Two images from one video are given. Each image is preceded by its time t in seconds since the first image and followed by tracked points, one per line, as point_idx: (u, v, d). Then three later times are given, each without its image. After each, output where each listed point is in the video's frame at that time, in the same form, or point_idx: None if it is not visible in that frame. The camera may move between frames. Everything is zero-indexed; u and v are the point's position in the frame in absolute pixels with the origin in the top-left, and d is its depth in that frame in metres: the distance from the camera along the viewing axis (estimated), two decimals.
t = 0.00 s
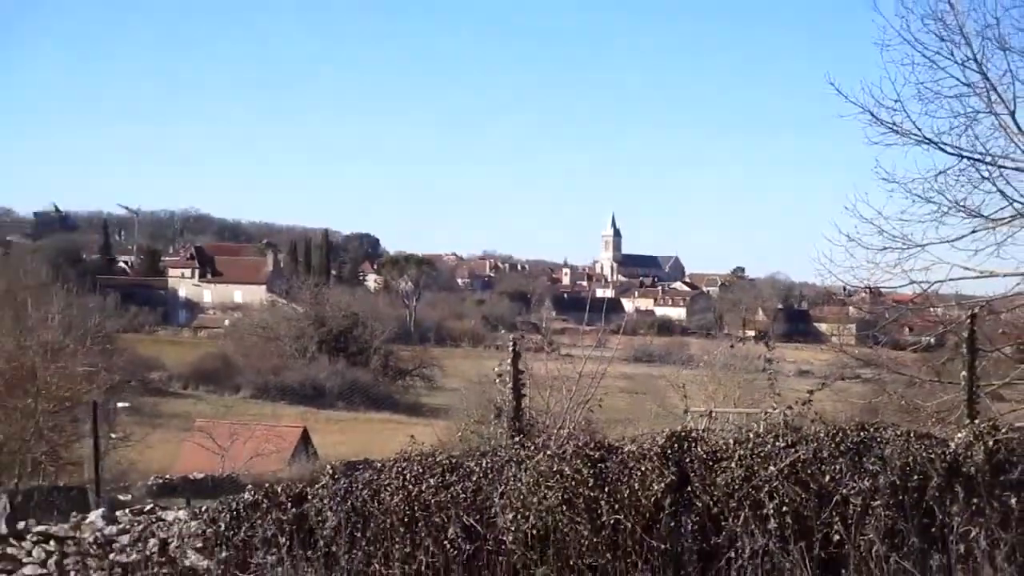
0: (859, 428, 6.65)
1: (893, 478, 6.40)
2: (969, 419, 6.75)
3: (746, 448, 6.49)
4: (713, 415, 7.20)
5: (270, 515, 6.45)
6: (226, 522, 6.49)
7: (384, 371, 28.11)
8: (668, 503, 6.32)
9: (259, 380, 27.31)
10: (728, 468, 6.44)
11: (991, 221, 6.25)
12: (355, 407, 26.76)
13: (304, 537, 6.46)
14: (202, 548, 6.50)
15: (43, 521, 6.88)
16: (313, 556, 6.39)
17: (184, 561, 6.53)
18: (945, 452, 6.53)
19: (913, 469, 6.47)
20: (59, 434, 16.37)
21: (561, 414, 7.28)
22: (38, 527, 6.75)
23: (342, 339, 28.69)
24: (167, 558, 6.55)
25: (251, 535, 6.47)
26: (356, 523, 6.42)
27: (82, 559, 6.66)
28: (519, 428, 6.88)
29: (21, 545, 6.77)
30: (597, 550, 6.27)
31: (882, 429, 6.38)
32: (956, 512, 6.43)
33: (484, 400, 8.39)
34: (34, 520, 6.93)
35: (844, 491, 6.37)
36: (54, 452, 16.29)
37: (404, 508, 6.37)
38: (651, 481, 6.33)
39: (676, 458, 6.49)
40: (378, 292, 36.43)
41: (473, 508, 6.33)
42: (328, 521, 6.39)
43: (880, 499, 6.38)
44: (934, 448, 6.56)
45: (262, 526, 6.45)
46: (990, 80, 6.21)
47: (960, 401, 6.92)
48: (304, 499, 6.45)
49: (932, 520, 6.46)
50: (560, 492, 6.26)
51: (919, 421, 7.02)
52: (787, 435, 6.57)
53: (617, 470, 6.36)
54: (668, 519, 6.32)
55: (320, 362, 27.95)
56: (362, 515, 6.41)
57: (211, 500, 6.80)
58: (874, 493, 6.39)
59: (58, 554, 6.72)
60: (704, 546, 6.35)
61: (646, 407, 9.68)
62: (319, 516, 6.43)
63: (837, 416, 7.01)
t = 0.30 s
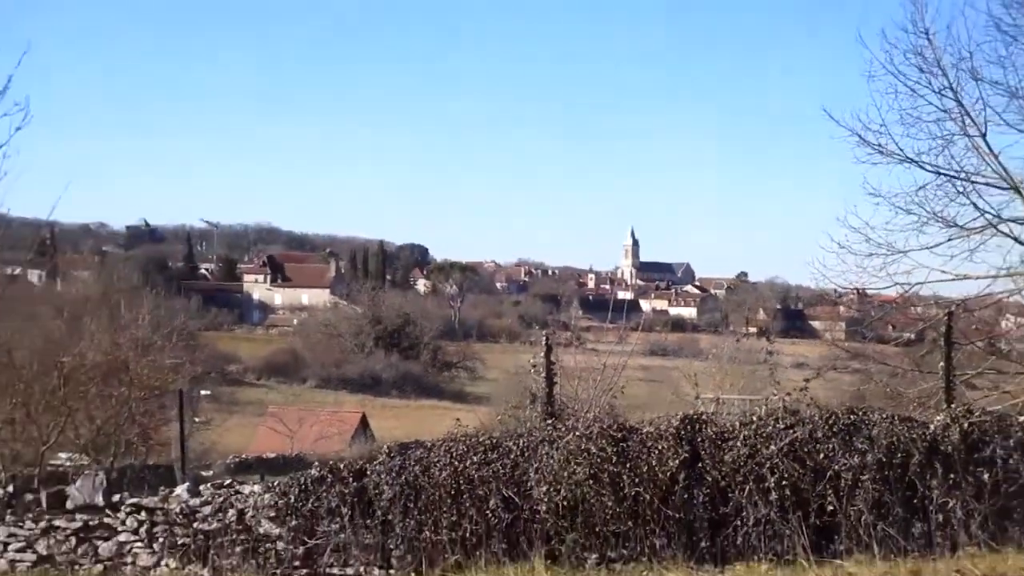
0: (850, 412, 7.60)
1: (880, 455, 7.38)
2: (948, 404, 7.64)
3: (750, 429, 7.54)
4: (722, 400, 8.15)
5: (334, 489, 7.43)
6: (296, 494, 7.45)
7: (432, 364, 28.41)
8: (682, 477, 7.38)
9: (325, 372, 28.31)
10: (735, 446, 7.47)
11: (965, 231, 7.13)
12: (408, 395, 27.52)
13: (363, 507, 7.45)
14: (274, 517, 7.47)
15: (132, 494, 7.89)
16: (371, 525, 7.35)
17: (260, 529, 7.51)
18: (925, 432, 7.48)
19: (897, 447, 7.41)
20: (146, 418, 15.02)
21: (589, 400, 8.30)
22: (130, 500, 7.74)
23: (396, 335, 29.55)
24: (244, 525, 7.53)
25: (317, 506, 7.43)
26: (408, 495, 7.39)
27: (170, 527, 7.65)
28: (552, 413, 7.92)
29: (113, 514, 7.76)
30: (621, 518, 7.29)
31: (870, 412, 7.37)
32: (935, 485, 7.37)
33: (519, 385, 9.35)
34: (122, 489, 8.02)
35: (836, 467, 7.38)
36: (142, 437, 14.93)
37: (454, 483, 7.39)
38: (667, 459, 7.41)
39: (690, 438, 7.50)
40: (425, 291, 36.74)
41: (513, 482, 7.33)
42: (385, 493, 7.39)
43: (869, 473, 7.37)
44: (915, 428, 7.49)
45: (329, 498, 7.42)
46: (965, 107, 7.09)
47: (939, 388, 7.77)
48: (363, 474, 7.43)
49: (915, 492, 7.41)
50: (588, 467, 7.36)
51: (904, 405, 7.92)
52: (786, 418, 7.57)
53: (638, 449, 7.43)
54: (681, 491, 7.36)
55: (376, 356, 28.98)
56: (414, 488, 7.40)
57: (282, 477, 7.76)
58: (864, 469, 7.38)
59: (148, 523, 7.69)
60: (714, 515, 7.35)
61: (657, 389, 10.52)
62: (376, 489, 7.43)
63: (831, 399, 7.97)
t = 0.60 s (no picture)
0: (833, 396, 8.63)
1: (861, 434, 8.33)
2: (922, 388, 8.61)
3: (743, 410, 8.54)
4: (718, 384, 9.16)
5: (371, 464, 8.39)
6: (338, 468, 8.41)
7: (462, 350, 28.47)
8: (682, 454, 8.37)
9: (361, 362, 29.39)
10: (730, 426, 8.48)
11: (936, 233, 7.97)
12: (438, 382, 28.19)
13: (397, 480, 8.41)
14: (318, 489, 8.34)
15: (190, 467, 9.03)
16: (405, 496, 8.28)
17: (306, 500, 8.34)
18: (902, 414, 8.42)
19: (876, 427, 8.36)
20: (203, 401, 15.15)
21: (600, 382, 9.30)
22: (190, 475, 8.74)
23: (426, 327, 30.44)
24: (290, 496, 8.34)
25: (356, 479, 8.37)
26: (438, 469, 8.38)
27: (225, 498, 8.48)
28: (567, 394, 8.95)
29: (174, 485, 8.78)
30: (628, 490, 8.26)
31: (851, 396, 8.36)
32: (910, 462, 8.28)
33: (535, 369, 10.23)
34: (180, 462, 9.20)
35: (821, 444, 8.34)
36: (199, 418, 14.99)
37: (480, 458, 8.42)
38: (669, 437, 8.44)
39: (690, 419, 8.52)
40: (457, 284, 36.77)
41: (532, 458, 8.36)
42: (417, 468, 8.37)
43: (850, 450, 8.31)
44: (893, 410, 8.47)
45: (365, 472, 8.38)
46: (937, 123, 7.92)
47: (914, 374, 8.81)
48: (397, 450, 8.44)
49: (892, 468, 8.31)
50: (598, 444, 8.39)
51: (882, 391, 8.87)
52: (776, 401, 8.58)
53: (642, 428, 8.48)
54: (682, 465, 8.35)
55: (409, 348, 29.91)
56: (442, 462, 8.39)
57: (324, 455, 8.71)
58: (846, 446, 8.33)
59: (205, 494, 8.57)
60: (711, 488, 8.29)
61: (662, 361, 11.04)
62: (409, 464, 8.41)
63: (816, 382, 8.92)
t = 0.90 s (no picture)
0: (821, 366, 9.80)
1: (845, 400, 9.53)
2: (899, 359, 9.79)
3: (741, 379, 9.75)
4: (719, 356, 10.34)
5: (415, 428, 9.60)
6: (384, 431, 9.59)
7: (491, 330, 27.07)
8: (687, 417, 9.59)
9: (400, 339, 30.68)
10: (730, 393, 9.70)
11: (909, 222, 9.06)
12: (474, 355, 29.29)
13: (437, 442, 9.60)
14: (367, 450, 9.50)
15: (254, 435, 10.12)
16: (444, 457, 9.45)
17: (357, 460, 9.49)
18: (881, 382, 9.59)
19: (859, 394, 9.56)
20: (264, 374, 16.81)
21: (615, 354, 10.52)
22: (255, 438, 9.89)
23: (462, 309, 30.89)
24: (343, 456, 9.51)
25: (400, 441, 9.56)
26: (473, 431, 9.60)
27: (285, 458, 9.65)
28: (586, 365, 10.17)
29: (240, 447, 9.92)
30: (640, 451, 9.46)
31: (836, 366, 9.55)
32: (888, 424, 9.45)
33: (558, 344, 11.30)
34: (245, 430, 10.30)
35: (810, 409, 9.53)
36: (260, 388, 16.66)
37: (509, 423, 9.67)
38: (676, 403, 9.66)
39: (694, 386, 9.76)
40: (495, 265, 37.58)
41: (555, 422, 9.60)
42: (454, 429, 9.57)
43: (836, 414, 9.50)
44: (874, 378, 9.63)
45: (409, 434, 9.57)
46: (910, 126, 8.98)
47: (892, 346, 9.99)
48: (437, 415, 9.63)
49: (873, 429, 9.48)
50: (614, 409, 9.63)
51: (864, 361, 10.03)
52: (770, 370, 9.79)
53: (652, 396, 9.72)
54: (687, 428, 9.55)
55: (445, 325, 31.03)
56: (476, 426, 9.60)
57: (370, 422, 9.86)
58: (832, 411, 9.51)
59: (268, 455, 9.72)
60: (713, 448, 9.47)
61: (670, 338, 11.77)
62: (447, 427, 9.60)
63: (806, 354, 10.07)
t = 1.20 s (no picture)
0: (823, 358, 10.78)
1: (845, 388, 10.50)
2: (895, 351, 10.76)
3: (751, 369, 10.73)
4: (731, 349, 11.35)
5: (455, 413, 10.69)
6: (428, 416, 10.69)
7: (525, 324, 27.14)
8: (702, 403, 10.58)
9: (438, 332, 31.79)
10: (740, 381, 10.69)
11: (904, 227, 9.96)
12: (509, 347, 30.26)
13: (475, 426, 10.68)
14: (413, 433, 10.57)
15: (311, 419, 11.24)
16: (481, 439, 10.52)
17: (404, 442, 10.56)
18: (879, 371, 10.55)
19: (858, 382, 10.53)
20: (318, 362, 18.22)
21: (636, 347, 11.56)
22: (312, 421, 10.97)
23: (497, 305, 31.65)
24: (390, 438, 10.58)
25: (443, 425, 10.64)
26: (508, 416, 10.66)
27: (339, 440, 10.72)
28: (610, 356, 11.21)
29: (299, 430, 10.97)
30: (659, 434, 10.46)
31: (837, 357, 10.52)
32: (885, 410, 10.39)
33: (585, 337, 12.32)
34: (302, 416, 11.42)
35: (813, 396, 10.51)
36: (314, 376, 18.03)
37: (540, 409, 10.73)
38: (691, 390, 10.67)
39: (708, 375, 10.76)
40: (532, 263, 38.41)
41: (582, 408, 10.63)
42: (491, 414, 10.65)
43: (837, 401, 10.46)
44: (872, 368, 10.60)
45: (450, 419, 10.66)
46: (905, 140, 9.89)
47: (889, 340, 10.97)
48: (475, 402, 10.71)
49: (871, 415, 10.43)
50: (636, 396, 10.64)
51: (863, 354, 11.00)
52: (777, 361, 10.78)
53: (669, 384, 10.72)
54: (701, 412, 10.54)
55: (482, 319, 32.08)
56: (511, 411, 10.67)
57: (415, 408, 10.94)
58: (833, 398, 10.47)
59: (324, 437, 10.80)
60: (726, 431, 10.45)
61: (687, 330, 12.70)
62: (484, 413, 10.69)
63: (810, 347, 11.07)
